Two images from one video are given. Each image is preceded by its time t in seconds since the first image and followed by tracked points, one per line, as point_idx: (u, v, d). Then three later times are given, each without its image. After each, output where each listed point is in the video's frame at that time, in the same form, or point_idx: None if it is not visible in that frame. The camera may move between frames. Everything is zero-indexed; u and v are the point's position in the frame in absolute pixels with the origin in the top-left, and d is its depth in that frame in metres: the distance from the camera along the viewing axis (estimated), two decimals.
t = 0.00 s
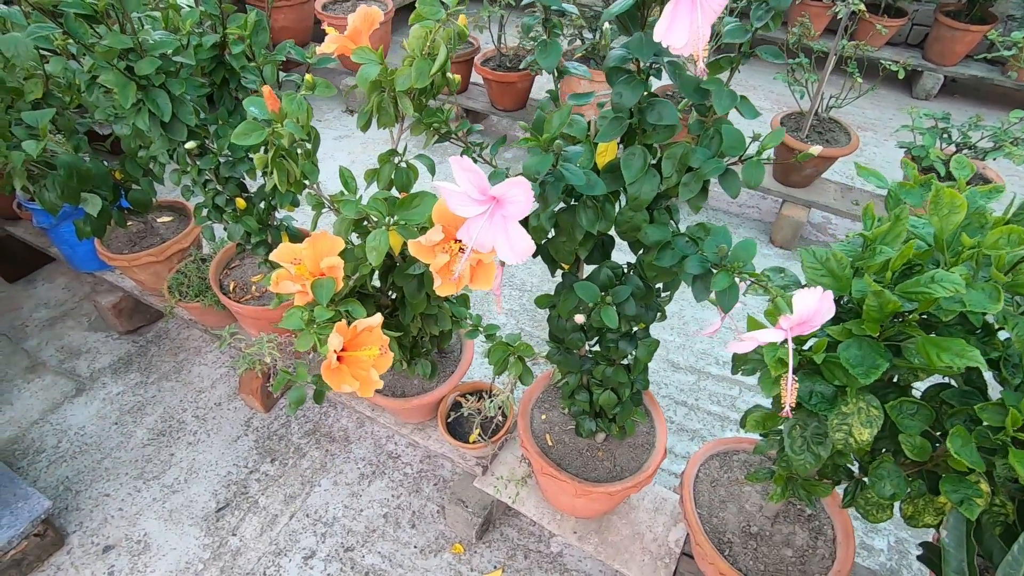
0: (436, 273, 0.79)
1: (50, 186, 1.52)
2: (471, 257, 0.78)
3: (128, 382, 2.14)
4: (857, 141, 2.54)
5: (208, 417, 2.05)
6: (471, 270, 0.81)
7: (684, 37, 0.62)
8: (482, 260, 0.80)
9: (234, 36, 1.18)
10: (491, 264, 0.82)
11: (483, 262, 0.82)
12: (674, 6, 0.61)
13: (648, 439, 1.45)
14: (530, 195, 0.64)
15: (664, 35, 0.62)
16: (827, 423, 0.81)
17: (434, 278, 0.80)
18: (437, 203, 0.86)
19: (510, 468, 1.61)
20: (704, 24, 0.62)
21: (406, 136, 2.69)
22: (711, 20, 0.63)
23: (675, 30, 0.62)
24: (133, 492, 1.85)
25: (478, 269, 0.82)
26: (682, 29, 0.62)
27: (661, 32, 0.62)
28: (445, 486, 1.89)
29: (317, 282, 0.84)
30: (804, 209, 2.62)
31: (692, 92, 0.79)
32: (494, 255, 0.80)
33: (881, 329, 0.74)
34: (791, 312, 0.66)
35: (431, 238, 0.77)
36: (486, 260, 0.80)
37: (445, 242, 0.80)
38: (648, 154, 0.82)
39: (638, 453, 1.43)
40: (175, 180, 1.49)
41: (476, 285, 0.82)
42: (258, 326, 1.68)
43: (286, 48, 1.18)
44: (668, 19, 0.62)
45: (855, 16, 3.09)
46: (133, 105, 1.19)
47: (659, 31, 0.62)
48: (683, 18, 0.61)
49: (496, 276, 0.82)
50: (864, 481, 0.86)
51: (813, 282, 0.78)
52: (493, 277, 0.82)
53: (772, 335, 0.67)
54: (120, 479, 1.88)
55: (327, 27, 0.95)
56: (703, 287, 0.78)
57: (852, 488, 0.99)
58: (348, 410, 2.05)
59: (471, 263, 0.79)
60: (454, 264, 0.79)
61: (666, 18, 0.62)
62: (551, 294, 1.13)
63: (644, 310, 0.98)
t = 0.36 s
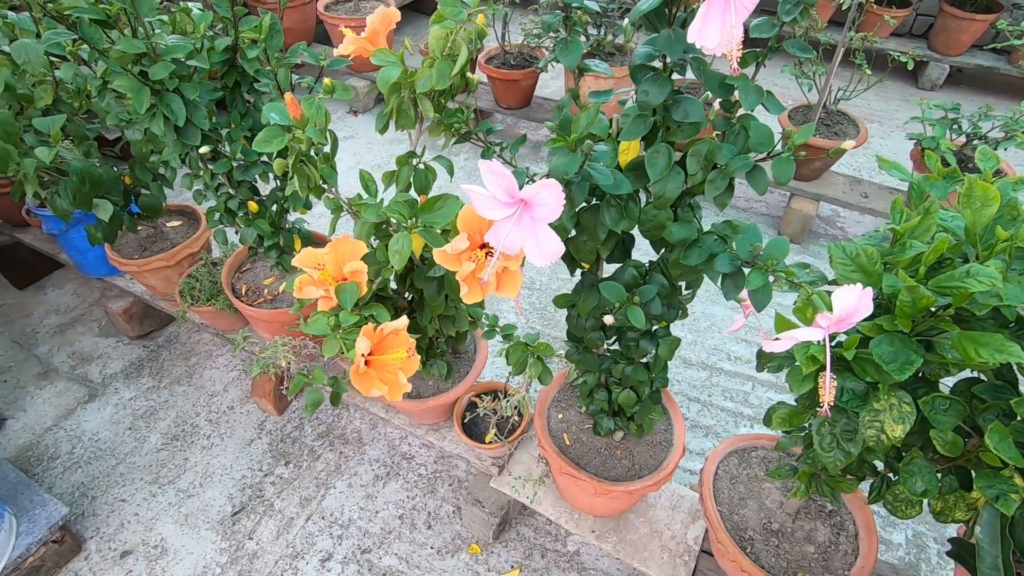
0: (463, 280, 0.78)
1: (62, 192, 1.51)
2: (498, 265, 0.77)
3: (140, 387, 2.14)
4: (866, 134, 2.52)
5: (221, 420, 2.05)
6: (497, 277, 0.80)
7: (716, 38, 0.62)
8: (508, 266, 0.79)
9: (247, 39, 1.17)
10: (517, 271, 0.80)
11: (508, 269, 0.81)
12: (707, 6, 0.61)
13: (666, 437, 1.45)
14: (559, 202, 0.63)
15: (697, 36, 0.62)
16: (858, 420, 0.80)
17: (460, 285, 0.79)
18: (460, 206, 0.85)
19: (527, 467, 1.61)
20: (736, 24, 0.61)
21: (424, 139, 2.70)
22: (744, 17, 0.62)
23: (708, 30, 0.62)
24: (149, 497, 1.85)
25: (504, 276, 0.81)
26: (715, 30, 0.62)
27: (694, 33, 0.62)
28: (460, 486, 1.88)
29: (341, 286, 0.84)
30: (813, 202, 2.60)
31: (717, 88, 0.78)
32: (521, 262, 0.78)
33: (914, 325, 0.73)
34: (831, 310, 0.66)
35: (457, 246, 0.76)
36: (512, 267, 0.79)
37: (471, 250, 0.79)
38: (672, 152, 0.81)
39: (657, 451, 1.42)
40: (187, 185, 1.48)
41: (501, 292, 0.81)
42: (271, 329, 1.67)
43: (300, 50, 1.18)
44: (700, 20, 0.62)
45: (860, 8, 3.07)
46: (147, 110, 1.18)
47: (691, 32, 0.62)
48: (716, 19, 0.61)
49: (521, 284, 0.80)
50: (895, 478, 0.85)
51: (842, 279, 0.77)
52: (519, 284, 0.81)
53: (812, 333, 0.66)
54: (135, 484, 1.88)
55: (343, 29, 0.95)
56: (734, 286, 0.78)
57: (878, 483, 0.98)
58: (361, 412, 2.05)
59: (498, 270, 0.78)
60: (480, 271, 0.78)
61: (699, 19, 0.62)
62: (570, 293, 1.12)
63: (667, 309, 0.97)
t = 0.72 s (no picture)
0: (490, 285, 0.77)
1: (74, 198, 1.51)
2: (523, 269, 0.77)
3: (152, 391, 2.14)
4: (874, 127, 2.51)
5: (233, 424, 2.05)
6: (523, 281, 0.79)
7: (743, 31, 0.61)
8: (534, 270, 0.78)
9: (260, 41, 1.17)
10: (543, 275, 0.80)
11: (534, 273, 0.80)
12: None
13: (683, 435, 1.44)
14: (585, 203, 0.62)
15: (724, 28, 0.61)
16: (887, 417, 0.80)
17: (487, 290, 0.78)
18: (484, 208, 0.84)
19: (542, 468, 1.60)
20: (765, 17, 0.60)
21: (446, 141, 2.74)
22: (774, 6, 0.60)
23: (736, 22, 0.61)
24: (163, 502, 1.85)
25: (530, 280, 0.80)
26: (741, 22, 0.60)
27: (720, 25, 0.61)
28: (474, 486, 1.88)
29: (364, 290, 0.83)
30: (821, 197, 2.59)
31: (740, 84, 0.78)
32: (547, 266, 0.78)
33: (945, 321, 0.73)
34: (865, 309, 0.65)
35: (483, 251, 0.75)
36: (538, 270, 0.78)
37: (496, 253, 0.78)
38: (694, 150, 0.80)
39: (674, 449, 1.42)
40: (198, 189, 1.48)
41: (528, 297, 0.80)
42: (284, 332, 1.67)
43: (313, 52, 1.17)
44: (727, 12, 0.61)
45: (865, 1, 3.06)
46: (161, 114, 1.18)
47: (718, 24, 0.61)
48: (743, 10, 0.60)
49: (548, 288, 0.80)
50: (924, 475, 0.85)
51: (871, 275, 0.76)
52: (545, 288, 0.80)
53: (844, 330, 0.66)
54: (149, 489, 1.88)
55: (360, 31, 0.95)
56: (761, 284, 0.77)
57: (902, 479, 0.97)
58: (373, 413, 2.05)
59: (523, 273, 0.77)
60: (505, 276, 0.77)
61: (726, 11, 0.61)
62: (588, 293, 1.11)
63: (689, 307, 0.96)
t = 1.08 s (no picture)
0: (524, 287, 0.78)
1: (86, 205, 1.50)
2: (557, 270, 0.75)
3: (164, 398, 2.14)
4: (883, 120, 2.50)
5: (247, 429, 2.04)
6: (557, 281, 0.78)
7: (778, 22, 0.59)
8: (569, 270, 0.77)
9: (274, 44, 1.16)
10: (577, 275, 0.78)
11: (569, 273, 0.78)
12: None
13: (704, 434, 1.43)
14: (625, 200, 0.59)
15: (758, 19, 0.60)
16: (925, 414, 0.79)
17: (521, 292, 0.79)
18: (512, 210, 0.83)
19: (560, 469, 1.60)
20: (800, 7, 0.58)
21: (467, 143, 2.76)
22: None
23: (771, 13, 0.59)
24: (179, 509, 1.84)
25: (564, 280, 0.79)
26: (776, 13, 0.58)
27: (754, 17, 0.60)
28: (491, 488, 1.88)
29: (393, 295, 0.82)
30: (830, 191, 2.58)
31: (767, 79, 0.76)
32: (583, 266, 0.76)
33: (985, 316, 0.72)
34: (909, 305, 0.64)
35: (518, 253, 0.75)
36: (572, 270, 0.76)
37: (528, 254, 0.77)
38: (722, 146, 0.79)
39: (695, 448, 1.41)
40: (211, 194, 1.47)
41: (562, 297, 0.79)
42: (299, 337, 1.66)
43: (328, 54, 1.16)
44: (763, 3, 0.59)
45: None
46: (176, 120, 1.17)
47: (751, 16, 0.60)
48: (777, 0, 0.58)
49: (583, 288, 0.79)
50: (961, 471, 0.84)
51: (908, 271, 0.75)
52: (580, 288, 0.79)
53: (889, 327, 0.65)
54: (165, 496, 1.87)
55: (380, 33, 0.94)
56: (796, 280, 0.76)
57: (933, 475, 0.97)
58: (387, 416, 2.04)
59: (558, 274, 0.76)
60: (539, 277, 0.77)
61: (760, 2, 0.59)
62: (611, 292, 1.10)
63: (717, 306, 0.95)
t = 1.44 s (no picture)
0: (548, 282, 0.77)
1: (96, 211, 1.50)
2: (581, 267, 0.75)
3: (174, 403, 2.13)
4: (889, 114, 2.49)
5: (258, 433, 2.04)
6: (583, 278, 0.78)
7: (812, 17, 0.58)
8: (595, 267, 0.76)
9: (285, 47, 1.15)
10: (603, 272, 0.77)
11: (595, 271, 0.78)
12: None
13: (720, 432, 1.43)
14: (665, 197, 0.60)
15: (791, 14, 0.59)
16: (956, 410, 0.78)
17: (545, 288, 0.78)
18: (535, 210, 0.82)
19: (575, 469, 1.59)
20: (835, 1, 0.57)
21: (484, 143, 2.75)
22: None
23: (805, 8, 0.58)
24: (192, 514, 1.84)
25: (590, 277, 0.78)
26: (810, 8, 0.58)
27: (788, 12, 0.59)
28: (504, 489, 1.87)
29: (417, 297, 0.82)
30: (837, 186, 2.57)
31: (792, 75, 0.75)
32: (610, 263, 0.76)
33: (1017, 312, 0.71)
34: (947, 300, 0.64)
35: (543, 250, 0.74)
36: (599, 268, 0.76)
37: (553, 252, 0.77)
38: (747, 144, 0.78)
39: (711, 447, 1.41)
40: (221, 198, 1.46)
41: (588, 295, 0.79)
42: (311, 340, 1.66)
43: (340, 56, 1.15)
44: None
45: None
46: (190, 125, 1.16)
47: (785, 11, 0.59)
48: None
49: (609, 285, 0.77)
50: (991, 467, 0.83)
51: (937, 267, 0.74)
52: (606, 285, 0.78)
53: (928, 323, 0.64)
54: (178, 501, 1.87)
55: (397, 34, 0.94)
56: (826, 277, 0.75)
57: (958, 471, 0.96)
58: (398, 418, 2.04)
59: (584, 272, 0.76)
60: (564, 274, 0.76)
61: None
62: (629, 292, 1.10)
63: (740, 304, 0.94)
